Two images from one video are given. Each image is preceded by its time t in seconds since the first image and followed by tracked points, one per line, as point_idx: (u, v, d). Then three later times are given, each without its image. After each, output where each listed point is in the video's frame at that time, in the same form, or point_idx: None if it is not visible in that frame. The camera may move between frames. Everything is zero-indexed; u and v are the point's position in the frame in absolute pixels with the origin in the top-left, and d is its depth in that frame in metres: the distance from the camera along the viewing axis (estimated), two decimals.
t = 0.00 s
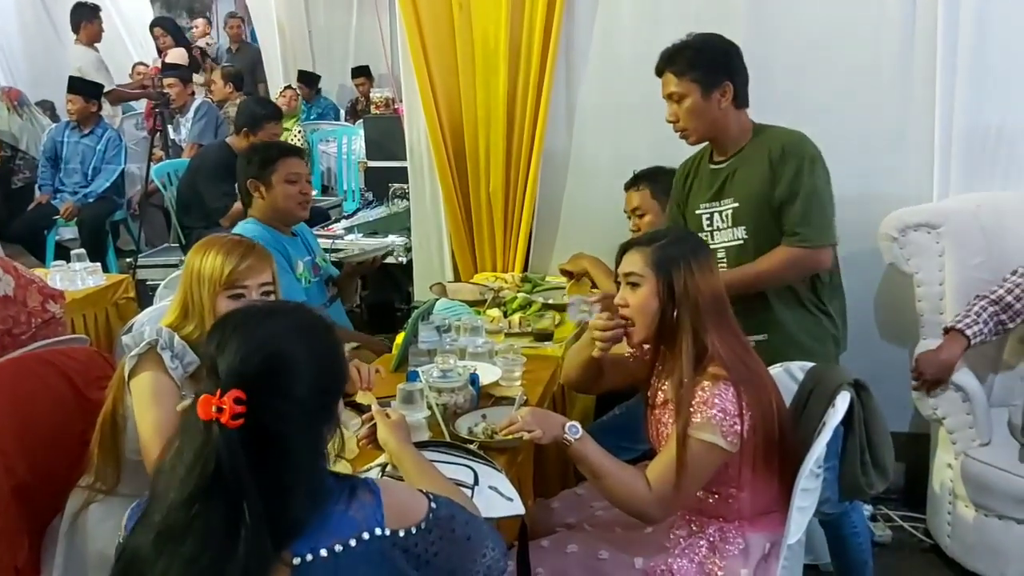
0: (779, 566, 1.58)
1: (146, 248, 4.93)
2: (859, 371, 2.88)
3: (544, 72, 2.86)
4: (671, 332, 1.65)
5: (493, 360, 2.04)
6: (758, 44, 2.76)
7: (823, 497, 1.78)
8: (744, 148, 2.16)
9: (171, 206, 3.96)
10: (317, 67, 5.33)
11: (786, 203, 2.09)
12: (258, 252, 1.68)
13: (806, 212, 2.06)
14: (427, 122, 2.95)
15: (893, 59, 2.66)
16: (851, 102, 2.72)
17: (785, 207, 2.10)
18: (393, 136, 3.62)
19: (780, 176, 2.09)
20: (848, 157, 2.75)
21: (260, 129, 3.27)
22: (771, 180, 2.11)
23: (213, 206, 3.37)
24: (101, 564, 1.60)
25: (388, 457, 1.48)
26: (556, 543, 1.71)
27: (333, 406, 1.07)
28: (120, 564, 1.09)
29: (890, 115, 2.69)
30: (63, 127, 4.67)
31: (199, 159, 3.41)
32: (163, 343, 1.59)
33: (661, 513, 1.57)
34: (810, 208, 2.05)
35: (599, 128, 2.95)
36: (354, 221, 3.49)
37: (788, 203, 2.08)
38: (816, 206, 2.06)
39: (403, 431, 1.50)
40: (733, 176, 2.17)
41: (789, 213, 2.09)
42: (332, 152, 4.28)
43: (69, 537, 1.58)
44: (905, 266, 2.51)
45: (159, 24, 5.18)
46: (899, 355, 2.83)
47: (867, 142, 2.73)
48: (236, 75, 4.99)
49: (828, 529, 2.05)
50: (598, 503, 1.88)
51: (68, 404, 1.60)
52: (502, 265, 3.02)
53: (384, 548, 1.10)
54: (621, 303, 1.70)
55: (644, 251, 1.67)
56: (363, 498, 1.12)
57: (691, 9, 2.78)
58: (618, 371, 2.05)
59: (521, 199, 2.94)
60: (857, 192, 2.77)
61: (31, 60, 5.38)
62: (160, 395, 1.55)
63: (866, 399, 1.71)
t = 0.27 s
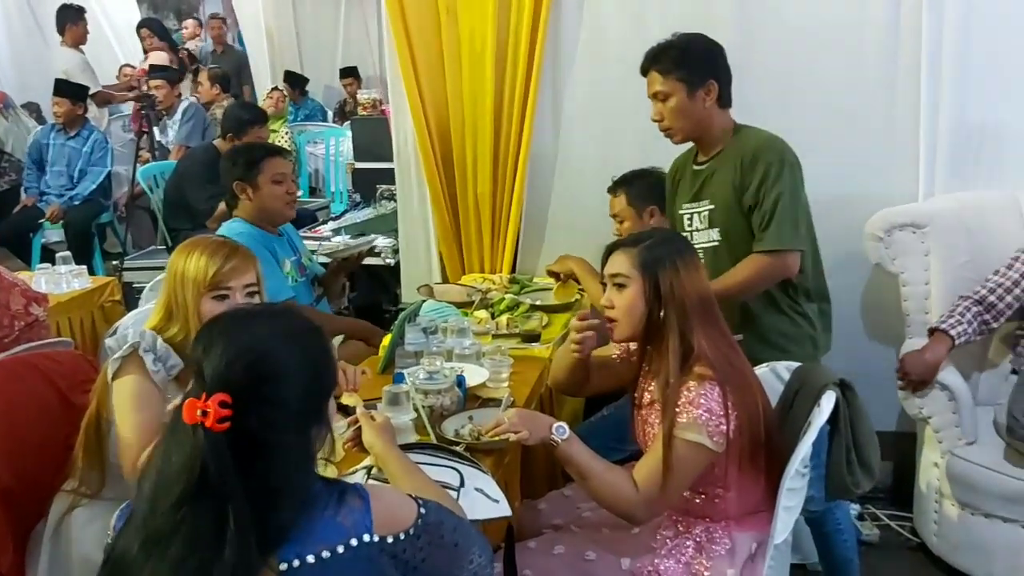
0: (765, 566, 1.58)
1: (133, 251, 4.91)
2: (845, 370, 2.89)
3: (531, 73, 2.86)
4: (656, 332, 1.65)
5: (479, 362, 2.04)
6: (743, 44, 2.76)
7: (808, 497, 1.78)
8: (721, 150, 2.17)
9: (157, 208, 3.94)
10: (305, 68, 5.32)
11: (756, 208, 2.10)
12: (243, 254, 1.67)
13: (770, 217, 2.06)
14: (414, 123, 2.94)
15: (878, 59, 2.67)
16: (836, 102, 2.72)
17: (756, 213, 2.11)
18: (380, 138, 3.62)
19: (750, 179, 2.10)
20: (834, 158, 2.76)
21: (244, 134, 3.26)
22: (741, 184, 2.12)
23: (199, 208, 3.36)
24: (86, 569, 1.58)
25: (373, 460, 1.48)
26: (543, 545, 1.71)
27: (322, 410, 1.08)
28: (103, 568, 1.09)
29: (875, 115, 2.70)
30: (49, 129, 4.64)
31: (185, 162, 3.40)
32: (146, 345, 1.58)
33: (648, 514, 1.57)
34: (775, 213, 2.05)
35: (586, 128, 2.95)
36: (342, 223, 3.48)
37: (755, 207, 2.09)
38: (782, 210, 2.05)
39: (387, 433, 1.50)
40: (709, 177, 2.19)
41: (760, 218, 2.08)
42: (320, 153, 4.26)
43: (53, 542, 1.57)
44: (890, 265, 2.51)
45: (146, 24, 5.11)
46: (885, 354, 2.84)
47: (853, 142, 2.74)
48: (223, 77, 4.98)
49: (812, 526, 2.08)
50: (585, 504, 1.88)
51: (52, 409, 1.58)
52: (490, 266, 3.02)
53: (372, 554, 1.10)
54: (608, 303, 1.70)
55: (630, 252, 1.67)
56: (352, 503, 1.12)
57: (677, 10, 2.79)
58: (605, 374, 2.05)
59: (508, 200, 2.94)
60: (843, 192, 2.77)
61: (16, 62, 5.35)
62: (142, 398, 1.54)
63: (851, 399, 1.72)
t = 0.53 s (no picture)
0: (745, 565, 1.59)
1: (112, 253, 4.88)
2: (826, 370, 2.90)
3: (512, 73, 2.86)
4: (636, 333, 1.66)
5: (460, 364, 2.04)
6: (722, 46, 2.77)
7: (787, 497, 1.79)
8: (703, 150, 2.18)
9: (137, 211, 3.91)
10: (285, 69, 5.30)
11: (751, 207, 2.11)
12: (222, 257, 1.66)
13: (770, 215, 2.07)
14: (395, 124, 2.94)
15: (856, 59, 2.69)
16: (815, 103, 2.74)
17: (750, 212, 2.12)
18: (361, 139, 3.61)
19: (740, 179, 2.11)
20: (812, 158, 2.77)
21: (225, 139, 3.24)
22: (730, 184, 2.13)
23: (178, 210, 3.34)
24: None
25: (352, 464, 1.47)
26: (524, 546, 1.71)
27: (305, 414, 1.08)
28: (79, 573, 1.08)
29: (851, 116, 2.72)
30: (27, 132, 4.61)
31: (165, 164, 3.38)
32: (117, 352, 1.57)
33: (629, 515, 1.57)
34: (778, 210, 2.06)
35: (567, 129, 2.95)
36: (322, 224, 3.47)
37: (750, 205, 2.10)
38: (783, 207, 2.07)
39: (367, 436, 1.49)
40: (692, 178, 2.19)
41: (758, 216, 2.09)
42: (301, 155, 4.25)
43: (30, 547, 1.56)
44: (869, 265, 2.52)
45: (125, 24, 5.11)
46: (865, 354, 2.86)
47: (831, 143, 2.75)
48: (204, 79, 4.96)
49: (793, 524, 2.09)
50: (566, 505, 1.88)
51: (28, 413, 1.57)
52: (472, 268, 3.02)
53: (352, 560, 1.10)
54: (587, 304, 1.70)
55: (611, 251, 1.67)
56: (332, 509, 1.11)
57: (656, 11, 2.79)
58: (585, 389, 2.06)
59: (490, 201, 2.94)
60: (822, 193, 2.79)
61: None
62: (109, 406, 1.54)
63: (829, 397, 1.72)
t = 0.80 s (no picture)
0: (729, 568, 1.60)
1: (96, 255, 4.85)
2: (810, 372, 2.91)
3: (498, 76, 2.86)
4: (621, 335, 1.66)
5: (445, 367, 2.04)
6: (708, 49, 2.78)
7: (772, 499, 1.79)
8: (687, 152, 2.20)
9: (121, 212, 3.89)
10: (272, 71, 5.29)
11: (739, 208, 2.13)
12: (203, 261, 1.64)
13: (760, 216, 2.09)
14: (380, 127, 2.93)
15: (840, 62, 2.70)
16: (799, 105, 2.75)
17: (738, 213, 2.13)
18: (347, 141, 3.60)
19: (727, 181, 2.13)
20: (796, 161, 2.79)
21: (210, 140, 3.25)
22: (717, 185, 2.15)
23: (163, 212, 3.32)
24: None
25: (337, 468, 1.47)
26: (508, 550, 1.71)
27: (291, 418, 1.07)
28: None
29: (835, 119, 2.74)
30: (11, 133, 4.57)
31: (149, 165, 3.37)
32: (92, 355, 1.57)
33: (612, 518, 1.58)
34: (768, 210, 2.09)
35: (553, 132, 2.95)
36: (308, 226, 3.46)
37: (739, 206, 2.12)
38: (772, 207, 2.10)
39: (349, 439, 1.49)
40: (677, 181, 2.19)
41: (746, 218, 2.12)
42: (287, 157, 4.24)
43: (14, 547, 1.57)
44: (852, 268, 2.54)
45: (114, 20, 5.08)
46: (849, 355, 2.88)
47: (816, 146, 2.77)
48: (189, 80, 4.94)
49: (778, 524, 2.09)
50: (551, 508, 1.89)
51: (10, 415, 1.58)
52: (458, 271, 3.01)
53: (335, 565, 1.10)
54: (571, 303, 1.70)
55: (597, 253, 1.67)
56: (314, 514, 1.11)
57: (642, 15, 2.80)
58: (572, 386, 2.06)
59: (476, 204, 2.94)
60: (807, 195, 2.80)
61: None
62: (81, 408, 1.56)
63: (813, 400, 1.74)
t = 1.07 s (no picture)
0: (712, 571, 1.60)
1: (79, 260, 4.82)
2: (793, 376, 2.93)
3: (482, 79, 2.86)
4: (606, 337, 1.67)
5: (428, 372, 2.04)
6: (691, 54, 2.79)
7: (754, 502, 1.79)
8: (663, 160, 2.20)
9: (103, 216, 3.87)
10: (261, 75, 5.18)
11: (706, 215, 2.13)
12: (190, 268, 1.64)
13: (723, 225, 2.10)
14: (365, 130, 2.93)
15: (822, 67, 2.72)
16: (782, 110, 2.76)
17: (705, 220, 2.14)
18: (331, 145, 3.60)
19: (696, 188, 2.14)
20: (779, 166, 2.80)
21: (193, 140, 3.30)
22: (687, 192, 2.15)
23: (146, 217, 3.30)
24: None
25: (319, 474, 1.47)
26: (492, 554, 1.71)
27: (275, 422, 1.07)
28: None
29: (817, 124, 2.75)
30: None
31: (132, 169, 3.35)
32: (68, 363, 1.56)
33: (595, 521, 1.58)
34: (731, 219, 2.09)
35: (537, 137, 2.96)
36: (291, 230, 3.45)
37: (706, 213, 2.12)
38: (737, 215, 2.09)
39: (332, 445, 1.49)
40: (653, 187, 2.20)
41: (712, 226, 2.12)
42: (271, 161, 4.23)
43: None
44: (834, 272, 2.56)
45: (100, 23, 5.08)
46: (832, 360, 2.89)
47: (798, 151, 2.78)
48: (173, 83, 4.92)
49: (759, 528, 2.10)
50: (535, 513, 1.89)
51: None
52: (442, 275, 3.01)
53: (315, 572, 1.10)
54: (557, 306, 1.71)
55: (585, 255, 1.68)
56: (295, 521, 1.11)
57: (625, 20, 2.81)
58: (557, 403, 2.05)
59: (461, 207, 2.94)
60: (790, 199, 2.81)
61: None
62: (56, 417, 1.55)
63: (795, 404, 1.76)
